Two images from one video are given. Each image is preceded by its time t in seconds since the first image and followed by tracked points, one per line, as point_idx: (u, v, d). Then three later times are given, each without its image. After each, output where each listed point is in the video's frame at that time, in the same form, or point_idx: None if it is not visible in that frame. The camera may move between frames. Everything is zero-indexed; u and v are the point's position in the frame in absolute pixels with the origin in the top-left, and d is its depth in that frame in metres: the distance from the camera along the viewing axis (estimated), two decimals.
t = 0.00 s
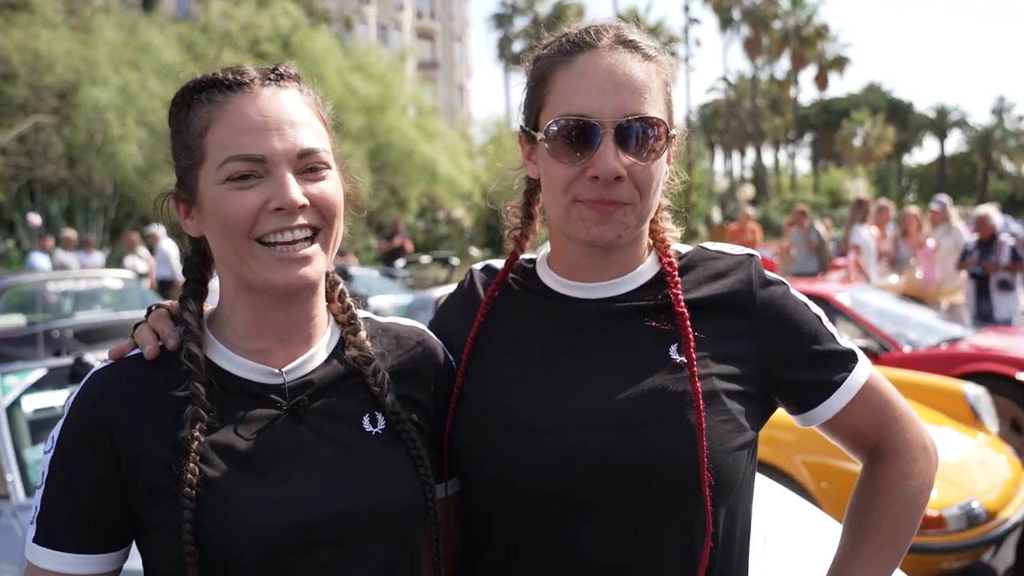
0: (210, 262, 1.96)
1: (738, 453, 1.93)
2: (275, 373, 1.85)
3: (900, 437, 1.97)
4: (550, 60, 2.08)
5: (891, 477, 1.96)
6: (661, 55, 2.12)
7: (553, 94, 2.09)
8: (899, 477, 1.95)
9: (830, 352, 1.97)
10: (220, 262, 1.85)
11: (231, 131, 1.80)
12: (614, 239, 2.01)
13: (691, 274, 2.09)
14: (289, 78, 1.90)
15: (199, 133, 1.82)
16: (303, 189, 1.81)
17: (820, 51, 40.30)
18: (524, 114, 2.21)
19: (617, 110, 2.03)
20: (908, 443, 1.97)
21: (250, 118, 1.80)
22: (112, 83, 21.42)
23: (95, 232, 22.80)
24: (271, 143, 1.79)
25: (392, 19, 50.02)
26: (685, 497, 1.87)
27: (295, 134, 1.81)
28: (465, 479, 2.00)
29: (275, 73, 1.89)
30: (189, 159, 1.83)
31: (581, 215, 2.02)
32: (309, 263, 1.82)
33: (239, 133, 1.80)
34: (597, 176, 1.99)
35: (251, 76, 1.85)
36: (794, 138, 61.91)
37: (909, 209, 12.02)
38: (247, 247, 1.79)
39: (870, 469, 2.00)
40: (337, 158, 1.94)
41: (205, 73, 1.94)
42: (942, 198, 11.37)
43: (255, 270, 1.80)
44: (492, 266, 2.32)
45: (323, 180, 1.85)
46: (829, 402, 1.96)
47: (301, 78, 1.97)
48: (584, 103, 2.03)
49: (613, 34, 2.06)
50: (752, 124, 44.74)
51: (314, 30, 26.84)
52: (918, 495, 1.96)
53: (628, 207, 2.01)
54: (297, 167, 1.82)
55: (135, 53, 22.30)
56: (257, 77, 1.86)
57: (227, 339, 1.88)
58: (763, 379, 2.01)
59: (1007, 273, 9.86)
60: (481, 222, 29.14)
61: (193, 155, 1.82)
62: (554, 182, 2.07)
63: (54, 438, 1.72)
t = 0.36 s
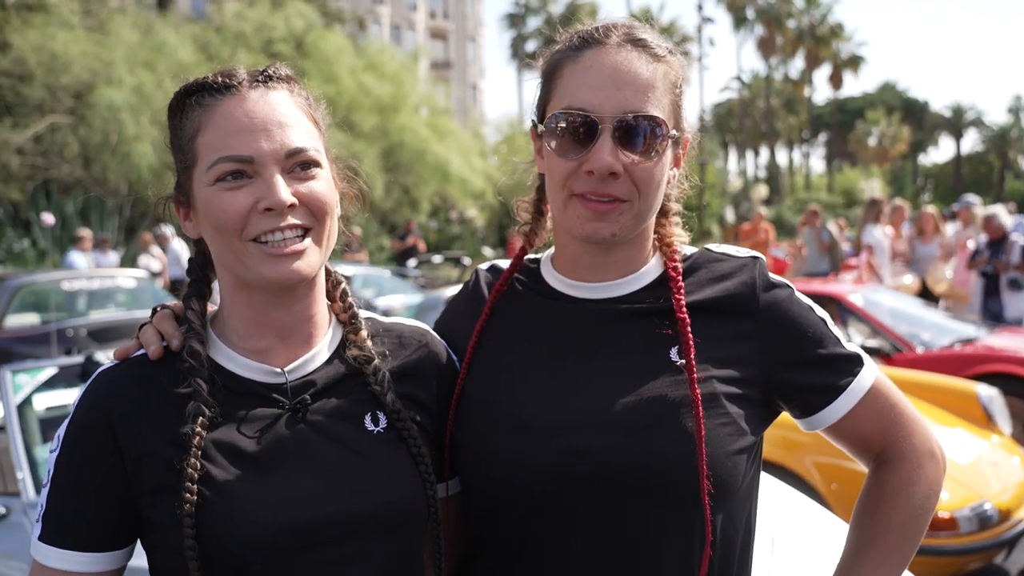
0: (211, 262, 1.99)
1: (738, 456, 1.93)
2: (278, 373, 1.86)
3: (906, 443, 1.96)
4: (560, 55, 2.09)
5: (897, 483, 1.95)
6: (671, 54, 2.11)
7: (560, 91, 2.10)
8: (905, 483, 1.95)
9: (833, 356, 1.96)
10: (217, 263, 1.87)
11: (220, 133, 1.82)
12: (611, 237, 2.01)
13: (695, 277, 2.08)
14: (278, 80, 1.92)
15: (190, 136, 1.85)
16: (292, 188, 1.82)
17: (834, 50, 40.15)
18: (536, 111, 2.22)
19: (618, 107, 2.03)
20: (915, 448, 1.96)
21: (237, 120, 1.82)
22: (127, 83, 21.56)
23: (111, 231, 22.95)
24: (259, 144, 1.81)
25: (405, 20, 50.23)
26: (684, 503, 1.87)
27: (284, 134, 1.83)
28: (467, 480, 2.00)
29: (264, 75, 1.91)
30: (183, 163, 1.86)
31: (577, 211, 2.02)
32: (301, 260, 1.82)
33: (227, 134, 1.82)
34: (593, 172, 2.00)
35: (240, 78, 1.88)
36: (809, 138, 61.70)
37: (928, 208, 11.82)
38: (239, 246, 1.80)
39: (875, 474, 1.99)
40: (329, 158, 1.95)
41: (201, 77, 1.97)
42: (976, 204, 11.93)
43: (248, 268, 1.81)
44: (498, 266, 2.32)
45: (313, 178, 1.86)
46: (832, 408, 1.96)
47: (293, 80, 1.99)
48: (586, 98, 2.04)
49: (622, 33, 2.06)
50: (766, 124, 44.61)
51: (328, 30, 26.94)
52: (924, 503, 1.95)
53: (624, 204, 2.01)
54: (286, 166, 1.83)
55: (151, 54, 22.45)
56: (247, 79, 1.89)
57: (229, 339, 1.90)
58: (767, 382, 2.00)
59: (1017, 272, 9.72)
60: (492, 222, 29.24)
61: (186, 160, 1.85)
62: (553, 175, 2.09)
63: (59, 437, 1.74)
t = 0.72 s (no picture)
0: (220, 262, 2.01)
1: (737, 459, 1.93)
2: (283, 373, 1.87)
3: (907, 449, 1.97)
4: (560, 59, 2.10)
5: (896, 490, 1.96)
6: (670, 60, 2.12)
7: (560, 94, 2.11)
8: (906, 489, 1.95)
9: (835, 361, 1.97)
10: (229, 260, 1.89)
11: (239, 130, 1.84)
12: (608, 237, 2.02)
13: (696, 280, 2.09)
14: (301, 81, 1.94)
15: (210, 133, 1.87)
16: (308, 188, 1.85)
17: (847, 54, 40.06)
18: (537, 114, 2.23)
19: (616, 110, 2.04)
20: (915, 455, 1.97)
21: (258, 119, 1.85)
22: (140, 84, 21.69)
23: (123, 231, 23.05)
24: (278, 143, 1.83)
25: (417, 21, 50.42)
26: (683, 507, 1.88)
27: (302, 134, 1.86)
28: (469, 482, 2.01)
29: (286, 76, 1.93)
30: (201, 159, 1.88)
31: (575, 212, 2.05)
32: (312, 262, 1.84)
33: (246, 132, 1.84)
34: (589, 174, 2.02)
35: (262, 79, 1.90)
36: (821, 142, 61.55)
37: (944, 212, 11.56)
38: (253, 245, 1.82)
39: (876, 480, 1.99)
40: (344, 161, 1.98)
41: (220, 74, 1.98)
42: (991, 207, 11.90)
43: (260, 267, 1.83)
44: (501, 269, 2.33)
45: (329, 180, 1.89)
46: (831, 413, 1.97)
47: (313, 82, 2.01)
48: (583, 102, 2.06)
49: (622, 38, 2.07)
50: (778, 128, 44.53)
51: (341, 32, 27.03)
52: (924, 512, 1.96)
53: (622, 205, 2.02)
54: (303, 167, 1.86)
55: (165, 54, 22.59)
56: (269, 79, 1.91)
57: (235, 337, 1.92)
58: (767, 386, 2.01)
59: None
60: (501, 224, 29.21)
61: (204, 156, 1.87)
62: (553, 177, 2.11)
63: (63, 431, 1.76)
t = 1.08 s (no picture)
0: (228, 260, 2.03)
1: (738, 457, 1.95)
2: (289, 369, 1.89)
3: (902, 448, 1.98)
4: (565, 62, 2.12)
5: (893, 489, 1.97)
6: (674, 63, 2.13)
7: (565, 95, 2.13)
8: (903, 488, 1.96)
9: (834, 360, 1.98)
10: (233, 259, 1.91)
11: (244, 129, 1.86)
12: (612, 237, 2.04)
13: (697, 280, 2.11)
14: (306, 81, 1.96)
15: (216, 132, 1.89)
16: (310, 188, 1.86)
17: (854, 55, 40.02)
18: (542, 115, 2.25)
19: (621, 113, 2.06)
20: (911, 454, 1.98)
21: (262, 118, 1.86)
22: (147, 85, 21.78)
23: (130, 232, 23.14)
24: (281, 143, 1.85)
25: (424, 23, 50.59)
26: (681, 505, 1.90)
27: (306, 133, 1.87)
28: (470, 480, 2.02)
29: (292, 75, 1.94)
30: (207, 157, 1.90)
31: (580, 213, 2.06)
32: (313, 261, 1.85)
33: (250, 132, 1.86)
34: (594, 176, 2.03)
35: (268, 78, 1.92)
36: (828, 143, 61.46)
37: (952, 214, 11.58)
38: (255, 244, 1.84)
39: (874, 479, 2.00)
40: (348, 161, 1.99)
41: (228, 73, 2.00)
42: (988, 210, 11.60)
43: (262, 266, 1.84)
44: (503, 269, 2.34)
45: (332, 180, 1.90)
46: (830, 412, 1.98)
47: (319, 82, 2.03)
48: (589, 104, 2.07)
49: (627, 40, 2.08)
50: (786, 129, 44.38)
51: (348, 33, 27.12)
52: (919, 510, 1.97)
53: (626, 207, 2.04)
54: (306, 167, 1.87)
55: (172, 55, 22.69)
56: (275, 79, 1.92)
57: (240, 335, 1.93)
58: (767, 385, 2.02)
59: None
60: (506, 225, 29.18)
61: (210, 154, 1.89)
62: (557, 179, 2.12)
63: (69, 430, 1.77)
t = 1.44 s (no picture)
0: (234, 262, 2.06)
1: (740, 458, 1.97)
2: (296, 372, 1.91)
3: (903, 447, 2.00)
4: (566, 68, 2.14)
5: (894, 488, 1.99)
6: (675, 66, 2.15)
7: (568, 100, 2.15)
8: (903, 487, 1.98)
9: (833, 360, 2.00)
10: (234, 265, 1.93)
11: (235, 137, 1.88)
12: (613, 242, 2.06)
13: (699, 281, 2.12)
14: (296, 85, 1.97)
15: (210, 141, 1.92)
16: (302, 194, 1.87)
17: (857, 57, 39.96)
18: (544, 120, 2.27)
19: (622, 119, 2.08)
20: (912, 453, 2.00)
21: (253, 125, 1.89)
22: (150, 87, 21.82)
23: (133, 234, 23.18)
24: (273, 150, 1.87)
25: (426, 25, 50.67)
26: (682, 503, 1.92)
27: (298, 140, 1.89)
28: (475, 480, 2.04)
29: (282, 81, 1.96)
30: (203, 165, 1.93)
31: (583, 218, 2.08)
32: (308, 264, 1.87)
33: (241, 140, 1.88)
34: (596, 181, 2.05)
35: (259, 84, 1.94)
36: (831, 145, 61.43)
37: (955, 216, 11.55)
38: (252, 250, 1.86)
39: (874, 478, 2.02)
40: (344, 164, 2.01)
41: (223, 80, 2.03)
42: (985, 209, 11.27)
43: (260, 271, 1.87)
44: (507, 269, 2.36)
45: (326, 185, 1.91)
46: (831, 411, 2.00)
47: (313, 85, 2.05)
48: (591, 111, 2.09)
49: (629, 46, 2.10)
50: (788, 130, 44.40)
51: (350, 35, 27.16)
52: (919, 509, 1.99)
53: (628, 212, 2.06)
54: (297, 173, 1.89)
55: (175, 58, 22.73)
56: (266, 85, 1.94)
57: (246, 338, 1.96)
58: (768, 385, 2.04)
59: (1009, 283, 9.56)
60: (508, 227, 29.21)
61: (205, 162, 1.92)
62: (560, 184, 2.15)
63: (79, 433, 1.80)
